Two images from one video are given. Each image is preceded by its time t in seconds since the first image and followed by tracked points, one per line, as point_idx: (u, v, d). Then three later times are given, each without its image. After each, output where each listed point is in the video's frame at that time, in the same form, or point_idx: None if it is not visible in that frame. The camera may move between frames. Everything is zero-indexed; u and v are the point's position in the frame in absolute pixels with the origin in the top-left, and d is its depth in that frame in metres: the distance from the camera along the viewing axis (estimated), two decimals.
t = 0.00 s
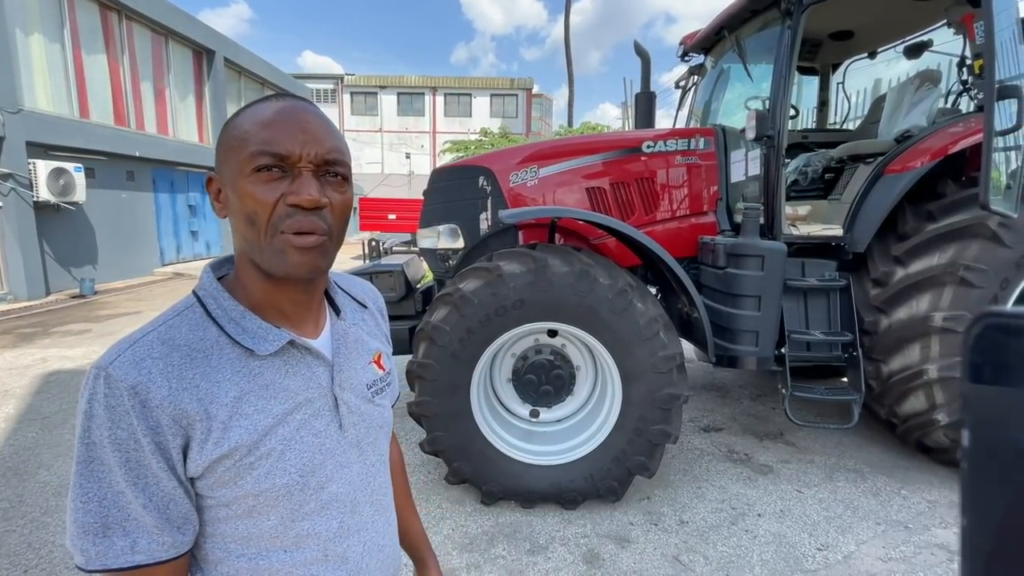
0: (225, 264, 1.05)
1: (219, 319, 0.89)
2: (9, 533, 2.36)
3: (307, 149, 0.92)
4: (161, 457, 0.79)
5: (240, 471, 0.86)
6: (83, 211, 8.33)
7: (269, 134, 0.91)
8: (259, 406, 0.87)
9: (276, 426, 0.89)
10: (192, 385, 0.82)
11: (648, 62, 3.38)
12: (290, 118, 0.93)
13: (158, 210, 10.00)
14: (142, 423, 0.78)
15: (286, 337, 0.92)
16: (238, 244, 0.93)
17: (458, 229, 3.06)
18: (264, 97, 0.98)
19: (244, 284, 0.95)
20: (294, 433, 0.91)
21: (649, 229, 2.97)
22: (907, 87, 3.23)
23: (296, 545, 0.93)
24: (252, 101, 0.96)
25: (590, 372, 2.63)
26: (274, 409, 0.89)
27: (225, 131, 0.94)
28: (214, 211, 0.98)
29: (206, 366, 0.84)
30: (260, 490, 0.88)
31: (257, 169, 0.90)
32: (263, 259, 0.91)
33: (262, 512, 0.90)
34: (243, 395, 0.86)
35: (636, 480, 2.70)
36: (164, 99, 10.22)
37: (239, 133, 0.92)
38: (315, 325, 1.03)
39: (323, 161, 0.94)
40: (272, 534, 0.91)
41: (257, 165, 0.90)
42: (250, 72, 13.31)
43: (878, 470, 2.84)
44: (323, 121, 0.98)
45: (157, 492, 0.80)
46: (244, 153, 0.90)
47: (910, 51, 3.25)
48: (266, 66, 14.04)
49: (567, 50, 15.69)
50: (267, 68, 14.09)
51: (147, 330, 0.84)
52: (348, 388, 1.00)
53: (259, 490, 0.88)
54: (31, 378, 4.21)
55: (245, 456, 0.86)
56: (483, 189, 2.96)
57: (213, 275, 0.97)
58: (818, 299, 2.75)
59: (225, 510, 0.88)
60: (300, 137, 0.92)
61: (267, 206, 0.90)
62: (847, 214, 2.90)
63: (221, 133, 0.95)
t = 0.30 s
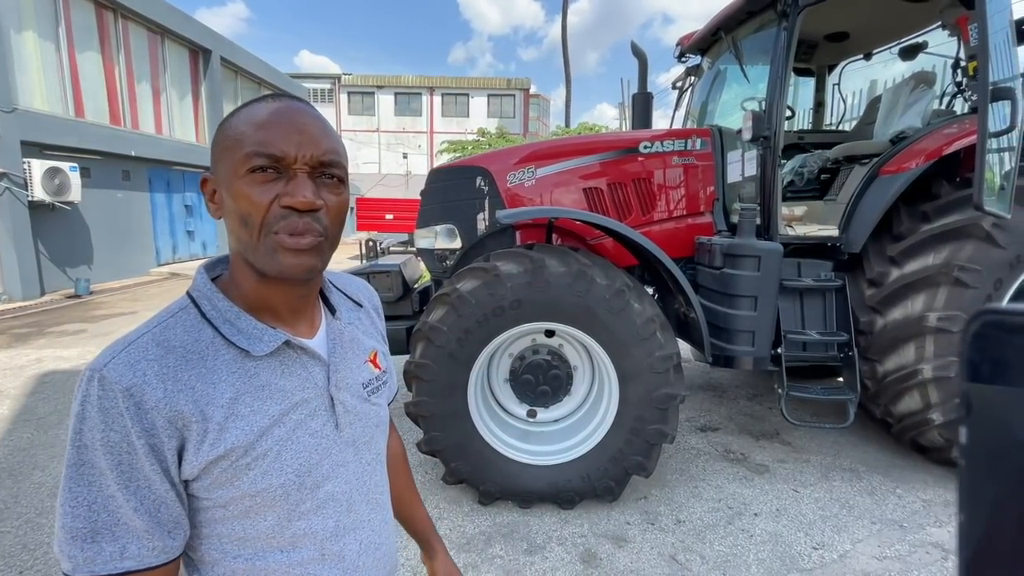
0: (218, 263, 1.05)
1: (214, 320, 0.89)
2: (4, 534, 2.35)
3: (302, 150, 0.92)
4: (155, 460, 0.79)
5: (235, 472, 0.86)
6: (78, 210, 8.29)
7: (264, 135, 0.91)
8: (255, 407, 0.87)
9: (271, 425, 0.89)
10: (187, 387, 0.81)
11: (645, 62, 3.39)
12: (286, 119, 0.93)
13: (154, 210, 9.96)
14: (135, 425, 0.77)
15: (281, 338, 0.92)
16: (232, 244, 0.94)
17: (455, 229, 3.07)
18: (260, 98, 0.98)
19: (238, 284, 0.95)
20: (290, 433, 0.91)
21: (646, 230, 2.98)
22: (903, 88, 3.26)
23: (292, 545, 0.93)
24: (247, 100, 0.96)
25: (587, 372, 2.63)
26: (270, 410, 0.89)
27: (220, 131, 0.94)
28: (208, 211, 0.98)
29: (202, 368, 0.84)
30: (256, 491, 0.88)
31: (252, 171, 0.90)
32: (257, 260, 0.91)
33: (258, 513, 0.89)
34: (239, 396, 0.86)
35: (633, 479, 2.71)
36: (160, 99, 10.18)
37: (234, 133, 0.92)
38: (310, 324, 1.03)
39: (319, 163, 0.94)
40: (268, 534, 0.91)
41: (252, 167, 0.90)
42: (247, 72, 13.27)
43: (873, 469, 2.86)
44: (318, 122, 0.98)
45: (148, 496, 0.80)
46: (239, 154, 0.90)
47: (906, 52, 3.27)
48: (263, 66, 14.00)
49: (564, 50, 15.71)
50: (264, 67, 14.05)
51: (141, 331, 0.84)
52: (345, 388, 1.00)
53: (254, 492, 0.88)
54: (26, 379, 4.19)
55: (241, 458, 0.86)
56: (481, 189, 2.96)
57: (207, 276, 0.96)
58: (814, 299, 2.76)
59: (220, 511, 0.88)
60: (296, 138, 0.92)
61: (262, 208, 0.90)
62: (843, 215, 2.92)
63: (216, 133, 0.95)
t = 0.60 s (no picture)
0: (214, 262, 1.05)
1: (211, 319, 0.88)
2: None
3: (301, 150, 0.92)
4: (149, 461, 0.79)
5: (232, 472, 0.86)
6: (74, 210, 8.26)
7: (262, 134, 0.90)
8: (252, 407, 0.87)
9: (268, 425, 0.88)
10: (182, 386, 0.81)
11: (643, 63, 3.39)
12: (285, 119, 0.93)
13: (150, 209, 9.93)
14: (131, 426, 0.77)
15: (278, 337, 0.92)
16: (228, 243, 0.93)
17: (453, 229, 3.07)
18: (258, 96, 0.98)
19: (234, 284, 0.95)
20: (287, 433, 0.91)
21: (643, 230, 2.98)
22: (899, 88, 3.29)
23: (289, 545, 0.93)
24: (245, 99, 0.96)
25: (584, 372, 2.64)
26: (267, 409, 0.88)
27: (218, 130, 0.94)
28: (204, 209, 0.98)
29: (198, 368, 0.83)
30: (253, 491, 0.88)
31: (250, 170, 0.90)
32: (254, 259, 0.91)
33: (255, 513, 0.89)
34: (235, 395, 0.86)
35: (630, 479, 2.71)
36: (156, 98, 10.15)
37: (232, 132, 0.92)
38: (306, 324, 1.03)
39: (317, 163, 0.94)
40: (265, 534, 0.91)
41: (250, 166, 0.90)
42: (244, 71, 13.25)
43: (869, 469, 2.87)
44: (317, 121, 0.98)
45: (142, 498, 0.79)
46: (237, 153, 0.90)
47: (902, 54, 3.29)
48: (261, 65, 13.98)
49: (563, 50, 15.72)
50: (261, 67, 14.02)
51: (136, 330, 0.83)
52: (343, 387, 1.00)
53: (251, 492, 0.88)
54: (22, 379, 4.18)
55: (237, 458, 0.86)
56: (479, 189, 2.96)
57: (203, 274, 0.96)
58: (810, 299, 2.77)
59: (216, 511, 0.88)
60: (294, 138, 0.92)
61: (259, 207, 0.90)
62: (840, 215, 2.94)
63: (213, 131, 0.94)
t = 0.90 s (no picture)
0: (215, 263, 1.05)
1: (212, 321, 0.88)
2: None
3: (303, 152, 0.92)
4: (151, 462, 0.79)
5: (234, 474, 0.86)
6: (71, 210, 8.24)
7: (265, 135, 0.90)
8: (252, 409, 0.87)
9: (270, 427, 0.88)
10: (184, 389, 0.81)
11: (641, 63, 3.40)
12: (287, 120, 0.93)
13: (148, 209, 9.91)
14: (132, 427, 0.77)
15: (279, 339, 0.92)
16: (229, 244, 0.93)
17: (451, 229, 3.07)
18: (260, 97, 0.97)
19: (235, 285, 0.95)
20: (288, 436, 0.91)
21: (641, 230, 2.99)
22: (897, 89, 3.31)
23: (290, 547, 0.93)
24: (247, 99, 0.96)
25: (583, 372, 2.64)
26: (268, 411, 0.88)
27: (219, 130, 0.94)
28: (205, 210, 0.97)
29: (199, 370, 0.83)
30: (255, 493, 0.88)
31: (252, 171, 0.90)
32: (255, 261, 0.91)
33: (256, 515, 0.89)
34: (236, 398, 0.86)
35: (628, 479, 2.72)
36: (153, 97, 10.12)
37: (234, 133, 0.91)
38: (307, 325, 1.03)
39: (320, 165, 0.94)
40: (265, 536, 0.91)
41: (252, 167, 0.90)
42: (242, 71, 13.22)
43: (866, 469, 2.88)
44: (319, 123, 0.98)
45: (147, 499, 0.79)
46: (239, 154, 0.90)
47: (900, 55, 3.29)
48: (259, 65, 13.95)
49: (562, 50, 15.73)
50: (259, 66, 14.00)
51: (137, 332, 0.83)
52: (343, 389, 1.00)
53: (252, 493, 0.88)
54: (19, 378, 4.17)
55: (239, 460, 0.86)
56: (477, 189, 2.96)
57: (204, 275, 0.96)
58: (808, 299, 2.78)
59: (218, 513, 0.88)
60: (297, 140, 0.92)
61: (261, 209, 0.90)
62: (838, 215, 2.94)
63: (215, 131, 0.94)
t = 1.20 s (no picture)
0: (216, 265, 1.04)
1: (214, 323, 0.88)
2: None
3: (309, 153, 0.92)
4: (152, 463, 0.78)
5: (237, 476, 0.86)
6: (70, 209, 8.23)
7: (269, 136, 0.90)
8: (254, 410, 0.87)
9: (271, 428, 0.88)
10: (186, 390, 0.81)
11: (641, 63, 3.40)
12: (292, 121, 0.93)
13: (147, 209, 9.91)
14: (134, 429, 0.77)
15: (281, 339, 0.92)
16: (233, 245, 0.93)
17: (450, 229, 3.07)
18: (264, 97, 0.97)
19: (238, 286, 0.95)
20: (291, 437, 0.91)
21: (641, 230, 2.99)
22: (896, 89, 3.31)
23: (293, 548, 0.93)
24: (252, 98, 0.95)
25: (582, 372, 2.64)
26: (270, 413, 0.88)
27: (223, 131, 0.94)
28: (208, 210, 0.97)
29: (201, 371, 0.83)
30: (258, 494, 0.88)
31: (257, 172, 0.90)
32: (259, 262, 0.91)
33: (259, 516, 0.89)
34: (238, 399, 0.86)
35: (628, 479, 2.72)
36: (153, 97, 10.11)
37: (238, 134, 0.91)
38: (310, 326, 1.03)
39: (324, 166, 0.94)
40: (268, 538, 0.91)
41: (257, 168, 0.90)
42: (241, 70, 13.22)
43: (865, 469, 2.88)
44: (323, 123, 0.97)
45: (146, 502, 0.79)
46: (244, 155, 0.90)
47: (898, 55, 3.29)
48: (258, 65, 13.95)
49: (562, 50, 15.76)
50: (258, 66, 13.99)
51: (139, 334, 0.83)
52: (345, 390, 1.00)
53: (255, 495, 0.88)
54: (19, 378, 4.17)
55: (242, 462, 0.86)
56: (476, 189, 2.96)
57: (206, 277, 0.96)
58: (807, 299, 2.79)
59: (221, 514, 0.88)
60: (302, 142, 0.92)
61: (266, 210, 0.89)
62: (837, 216, 2.95)
63: (219, 131, 0.94)
